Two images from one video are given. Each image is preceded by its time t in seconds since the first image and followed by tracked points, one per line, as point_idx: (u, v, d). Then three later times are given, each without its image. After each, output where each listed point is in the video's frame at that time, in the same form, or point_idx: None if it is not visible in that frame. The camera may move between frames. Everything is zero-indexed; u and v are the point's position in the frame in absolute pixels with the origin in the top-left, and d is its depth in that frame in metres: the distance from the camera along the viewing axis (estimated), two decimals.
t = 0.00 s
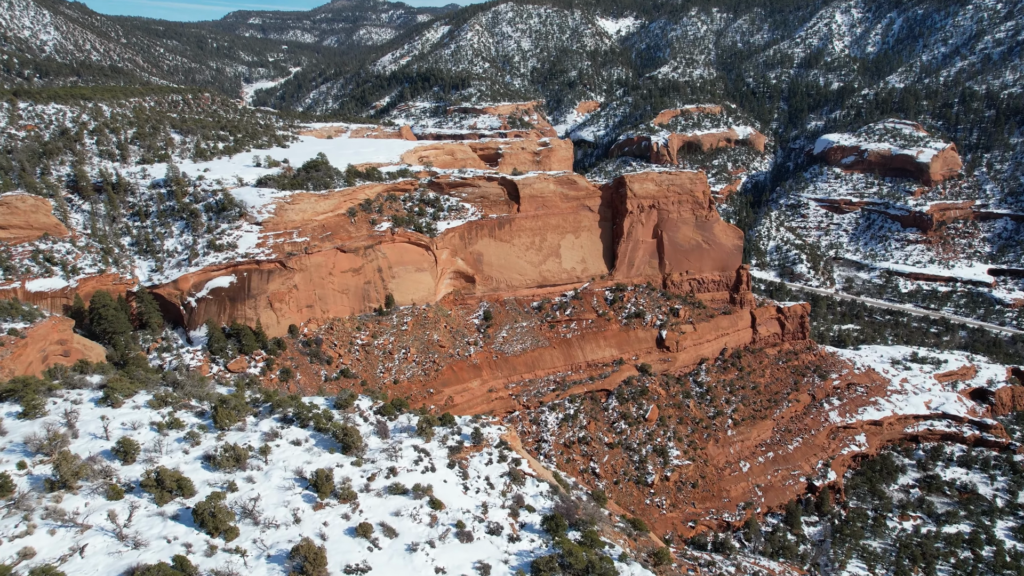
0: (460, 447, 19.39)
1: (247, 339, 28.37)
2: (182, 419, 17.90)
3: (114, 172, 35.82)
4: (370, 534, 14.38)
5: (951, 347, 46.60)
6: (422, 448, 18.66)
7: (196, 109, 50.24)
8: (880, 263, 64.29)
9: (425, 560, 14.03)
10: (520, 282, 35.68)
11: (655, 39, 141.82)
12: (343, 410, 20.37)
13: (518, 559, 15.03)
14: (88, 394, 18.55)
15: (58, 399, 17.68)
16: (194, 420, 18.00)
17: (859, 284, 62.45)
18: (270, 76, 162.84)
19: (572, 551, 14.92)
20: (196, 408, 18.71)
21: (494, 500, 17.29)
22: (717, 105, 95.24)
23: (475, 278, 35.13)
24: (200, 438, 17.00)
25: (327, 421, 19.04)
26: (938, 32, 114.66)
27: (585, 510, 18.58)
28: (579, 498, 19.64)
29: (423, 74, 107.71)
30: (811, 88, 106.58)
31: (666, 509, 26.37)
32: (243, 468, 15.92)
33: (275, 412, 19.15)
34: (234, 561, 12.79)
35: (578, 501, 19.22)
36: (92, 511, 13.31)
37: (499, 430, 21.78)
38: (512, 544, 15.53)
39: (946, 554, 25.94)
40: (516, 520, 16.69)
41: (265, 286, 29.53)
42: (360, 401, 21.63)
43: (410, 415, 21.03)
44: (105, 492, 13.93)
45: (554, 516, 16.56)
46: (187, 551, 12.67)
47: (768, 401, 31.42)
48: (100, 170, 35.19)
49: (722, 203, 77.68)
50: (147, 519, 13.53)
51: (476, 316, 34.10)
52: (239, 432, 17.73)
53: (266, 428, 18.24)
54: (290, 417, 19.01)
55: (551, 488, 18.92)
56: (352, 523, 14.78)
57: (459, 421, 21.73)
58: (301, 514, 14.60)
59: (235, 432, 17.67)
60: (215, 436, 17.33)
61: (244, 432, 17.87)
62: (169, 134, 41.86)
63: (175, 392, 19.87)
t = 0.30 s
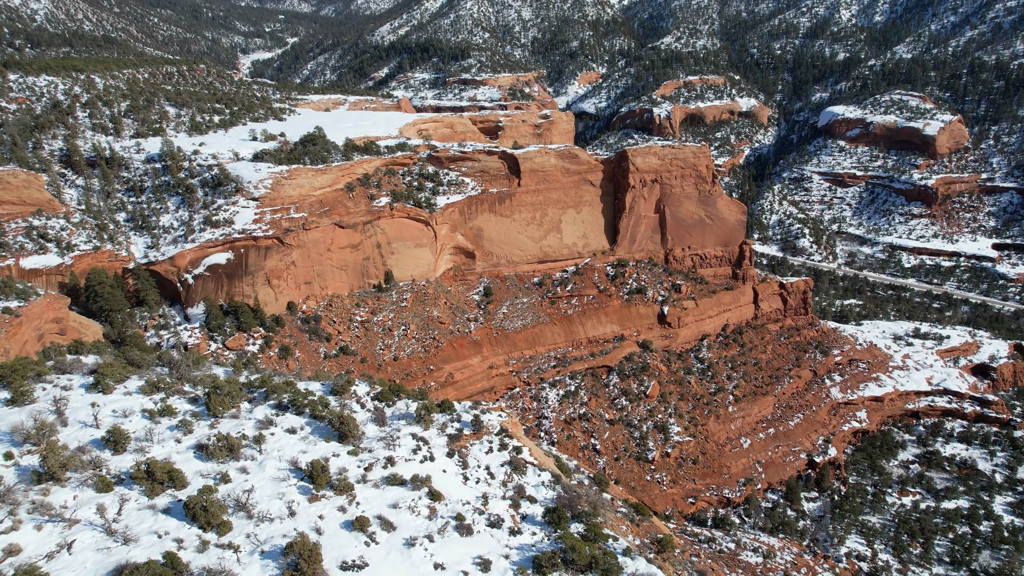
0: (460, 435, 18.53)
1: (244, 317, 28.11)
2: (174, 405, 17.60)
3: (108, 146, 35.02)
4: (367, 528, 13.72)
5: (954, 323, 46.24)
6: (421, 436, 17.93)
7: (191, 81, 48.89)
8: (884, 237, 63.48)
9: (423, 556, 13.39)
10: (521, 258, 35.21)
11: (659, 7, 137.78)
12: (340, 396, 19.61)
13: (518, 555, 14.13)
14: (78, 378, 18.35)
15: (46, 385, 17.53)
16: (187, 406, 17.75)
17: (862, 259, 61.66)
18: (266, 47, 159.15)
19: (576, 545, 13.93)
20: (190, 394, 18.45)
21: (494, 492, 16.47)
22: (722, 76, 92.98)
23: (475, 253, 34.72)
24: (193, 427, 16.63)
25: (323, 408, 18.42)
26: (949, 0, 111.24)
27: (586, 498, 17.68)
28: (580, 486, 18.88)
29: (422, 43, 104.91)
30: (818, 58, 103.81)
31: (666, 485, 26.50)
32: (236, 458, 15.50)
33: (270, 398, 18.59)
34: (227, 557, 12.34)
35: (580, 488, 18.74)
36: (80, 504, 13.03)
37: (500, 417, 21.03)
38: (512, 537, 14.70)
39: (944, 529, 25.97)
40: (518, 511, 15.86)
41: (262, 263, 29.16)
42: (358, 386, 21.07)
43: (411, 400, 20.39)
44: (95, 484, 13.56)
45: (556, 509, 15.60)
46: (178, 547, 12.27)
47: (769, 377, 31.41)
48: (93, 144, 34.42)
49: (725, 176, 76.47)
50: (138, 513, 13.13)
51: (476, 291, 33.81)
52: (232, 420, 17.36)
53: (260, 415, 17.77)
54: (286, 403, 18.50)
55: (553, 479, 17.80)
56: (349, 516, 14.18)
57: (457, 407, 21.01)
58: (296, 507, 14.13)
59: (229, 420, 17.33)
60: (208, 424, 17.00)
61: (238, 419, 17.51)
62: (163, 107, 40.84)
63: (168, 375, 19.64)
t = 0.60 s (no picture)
0: (459, 421, 17.93)
1: (243, 292, 27.78)
2: (166, 390, 17.31)
3: (100, 118, 34.10)
4: (363, 520, 13.60)
5: (956, 296, 45.76)
6: (419, 422, 17.50)
7: (185, 50, 47.31)
8: (887, 209, 62.62)
9: (422, 549, 13.24)
10: (522, 232, 34.82)
11: None
12: (336, 379, 19.21)
13: (520, 547, 13.94)
14: (68, 362, 18.03)
15: (35, 368, 17.26)
16: (179, 390, 17.46)
17: (865, 231, 60.75)
18: (260, 14, 154.63)
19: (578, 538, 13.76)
20: (183, 377, 18.21)
21: (494, 481, 16.04)
22: (725, 44, 90.11)
23: (476, 227, 34.25)
24: (185, 412, 16.38)
25: (318, 393, 17.98)
26: None
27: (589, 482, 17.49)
28: (580, 473, 18.31)
29: (419, 10, 101.69)
30: (824, 25, 100.83)
31: (667, 459, 26.71)
32: (229, 446, 15.25)
33: (264, 382, 18.20)
34: (219, 552, 12.24)
35: (582, 475, 18.08)
36: (68, 496, 12.86)
37: (501, 401, 20.05)
38: (514, 529, 14.46)
39: (943, 502, 25.87)
40: (519, 501, 15.53)
41: (259, 237, 28.71)
42: (355, 368, 20.66)
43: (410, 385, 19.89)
44: (83, 475, 13.42)
45: (558, 499, 15.28)
46: (168, 542, 12.18)
47: (770, 351, 31.40)
48: (84, 115, 33.53)
49: (729, 147, 75.00)
50: (128, 505, 13.03)
51: (476, 265, 33.47)
52: (226, 405, 17.06)
53: (254, 401, 17.44)
54: (280, 387, 18.05)
55: (557, 466, 17.39)
56: (345, 508, 14.03)
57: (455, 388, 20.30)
58: (291, 498, 13.99)
59: (221, 405, 17.03)
60: (201, 409, 16.72)
61: (231, 404, 17.19)
62: (157, 77, 39.63)
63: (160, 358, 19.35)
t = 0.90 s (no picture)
0: (459, 403, 17.43)
1: (240, 263, 27.46)
2: (157, 371, 17.09)
3: (90, 84, 33.01)
4: (360, 509, 13.38)
5: (961, 265, 45.02)
6: (417, 404, 17.01)
7: (177, 12, 45.41)
8: (892, 176, 61.39)
9: (420, 539, 13.06)
10: (523, 200, 34.24)
11: None
12: (331, 358, 18.72)
13: (521, 536, 13.70)
14: (56, 340, 17.84)
15: (22, 348, 17.10)
16: (171, 371, 17.26)
17: (869, 199, 59.62)
18: None
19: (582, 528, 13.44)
20: (175, 357, 17.98)
21: (494, 466, 15.60)
22: (730, 7, 86.90)
23: (475, 195, 33.65)
24: (177, 395, 16.10)
25: (313, 373, 17.50)
26: None
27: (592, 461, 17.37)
28: (582, 452, 18.22)
29: None
30: None
31: (667, 429, 26.93)
32: (222, 429, 14.98)
33: (259, 362, 17.87)
34: (211, 543, 12.02)
35: (585, 453, 18.26)
36: (55, 484, 12.66)
37: (501, 381, 19.37)
38: (515, 516, 14.19)
39: (941, 472, 25.92)
40: (520, 487, 15.15)
41: (256, 207, 28.25)
42: (351, 347, 20.20)
43: (408, 364, 19.53)
44: (71, 461, 13.20)
45: (560, 485, 14.97)
46: (158, 532, 11.97)
47: (772, 320, 31.28)
48: (74, 81, 32.44)
49: (733, 113, 73.11)
50: (117, 492, 12.81)
51: (476, 235, 33.03)
52: (218, 386, 16.74)
53: (248, 382, 17.09)
54: (275, 367, 17.79)
55: (558, 450, 16.86)
56: (341, 495, 13.79)
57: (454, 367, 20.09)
58: (286, 484, 13.72)
59: (213, 387, 16.68)
60: (192, 391, 16.46)
61: (224, 385, 16.91)
62: (148, 41, 38.19)
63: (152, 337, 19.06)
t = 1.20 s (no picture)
0: (458, 378, 17.41)
1: (236, 226, 27.01)
2: (147, 344, 16.97)
3: (77, 39, 31.65)
4: (357, 491, 13.24)
5: (966, 228, 43.95)
6: (416, 379, 16.94)
7: None
8: (900, 136, 59.47)
9: (418, 523, 12.91)
10: (524, 160, 33.46)
11: None
12: (327, 332, 18.56)
13: (522, 519, 13.53)
14: (43, 313, 17.60)
15: (9, 321, 16.94)
16: (161, 344, 17.08)
17: (875, 159, 57.85)
18: None
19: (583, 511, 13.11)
20: (166, 330, 17.82)
21: (494, 444, 15.53)
22: None
23: (475, 155, 32.82)
24: (168, 369, 16.02)
25: (308, 347, 17.38)
26: None
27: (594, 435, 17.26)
28: (586, 425, 18.15)
29: None
30: None
31: (668, 392, 27.17)
32: (215, 407, 14.87)
33: (252, 336, 17.68)
34: (204, 527, 11.94)
35: (588, 428, 17.89)
36: (42, 465, 12.62)
37: (502, 355, 19.29)
38: (516, 499, 14.04)
39: (939, 435, 25.81)
40: (521, 466, 15.06)
41: (251, 168, 27.52)
42: (347, 319, 19.90)
43: (405, 335, 19.34)
44: (58, 441, 13.11)
45: (562, 465, 14.64)
46: (150, 516, 11.93)
47: (775, 284, 31.06)
48: (59, 36, 31.10)
49: (738, 70, 70.41)
50: (107, 474, 12.72)
51: (476, 196, 32.41)
52: (210, 361, 16.66)
53: (241, 357, 16.97)
54: (268, 341, 17.61)
55: (561, 428, 16.79)
56: (337, 476, 13.67)
57: (454, 341, 19.57)
58: (280, 465, 13.62)
59: (207, 361, 16.63)
60: (184, 366, 16.34)
61: (217, 360, 16.80)
62: None
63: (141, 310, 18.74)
